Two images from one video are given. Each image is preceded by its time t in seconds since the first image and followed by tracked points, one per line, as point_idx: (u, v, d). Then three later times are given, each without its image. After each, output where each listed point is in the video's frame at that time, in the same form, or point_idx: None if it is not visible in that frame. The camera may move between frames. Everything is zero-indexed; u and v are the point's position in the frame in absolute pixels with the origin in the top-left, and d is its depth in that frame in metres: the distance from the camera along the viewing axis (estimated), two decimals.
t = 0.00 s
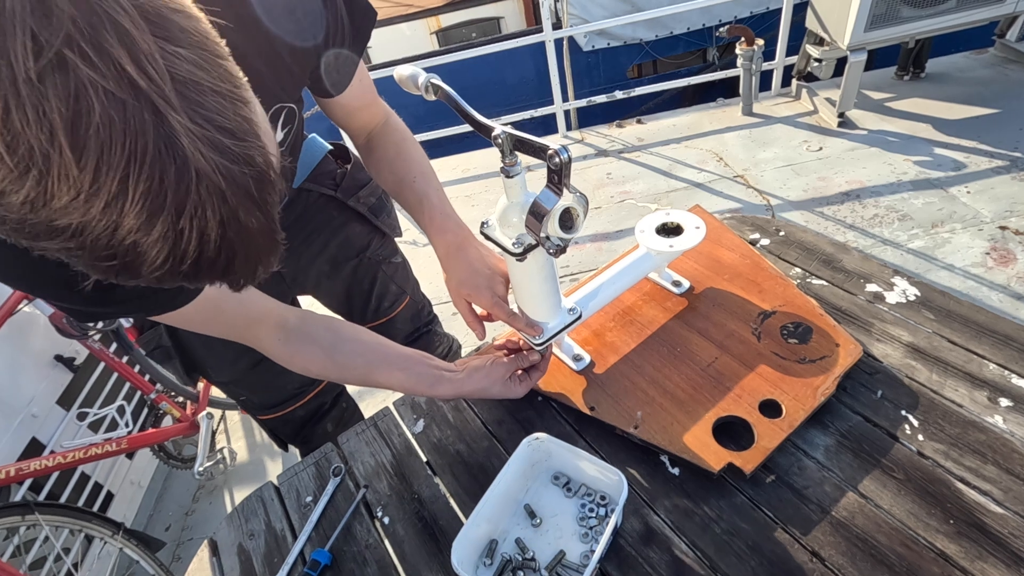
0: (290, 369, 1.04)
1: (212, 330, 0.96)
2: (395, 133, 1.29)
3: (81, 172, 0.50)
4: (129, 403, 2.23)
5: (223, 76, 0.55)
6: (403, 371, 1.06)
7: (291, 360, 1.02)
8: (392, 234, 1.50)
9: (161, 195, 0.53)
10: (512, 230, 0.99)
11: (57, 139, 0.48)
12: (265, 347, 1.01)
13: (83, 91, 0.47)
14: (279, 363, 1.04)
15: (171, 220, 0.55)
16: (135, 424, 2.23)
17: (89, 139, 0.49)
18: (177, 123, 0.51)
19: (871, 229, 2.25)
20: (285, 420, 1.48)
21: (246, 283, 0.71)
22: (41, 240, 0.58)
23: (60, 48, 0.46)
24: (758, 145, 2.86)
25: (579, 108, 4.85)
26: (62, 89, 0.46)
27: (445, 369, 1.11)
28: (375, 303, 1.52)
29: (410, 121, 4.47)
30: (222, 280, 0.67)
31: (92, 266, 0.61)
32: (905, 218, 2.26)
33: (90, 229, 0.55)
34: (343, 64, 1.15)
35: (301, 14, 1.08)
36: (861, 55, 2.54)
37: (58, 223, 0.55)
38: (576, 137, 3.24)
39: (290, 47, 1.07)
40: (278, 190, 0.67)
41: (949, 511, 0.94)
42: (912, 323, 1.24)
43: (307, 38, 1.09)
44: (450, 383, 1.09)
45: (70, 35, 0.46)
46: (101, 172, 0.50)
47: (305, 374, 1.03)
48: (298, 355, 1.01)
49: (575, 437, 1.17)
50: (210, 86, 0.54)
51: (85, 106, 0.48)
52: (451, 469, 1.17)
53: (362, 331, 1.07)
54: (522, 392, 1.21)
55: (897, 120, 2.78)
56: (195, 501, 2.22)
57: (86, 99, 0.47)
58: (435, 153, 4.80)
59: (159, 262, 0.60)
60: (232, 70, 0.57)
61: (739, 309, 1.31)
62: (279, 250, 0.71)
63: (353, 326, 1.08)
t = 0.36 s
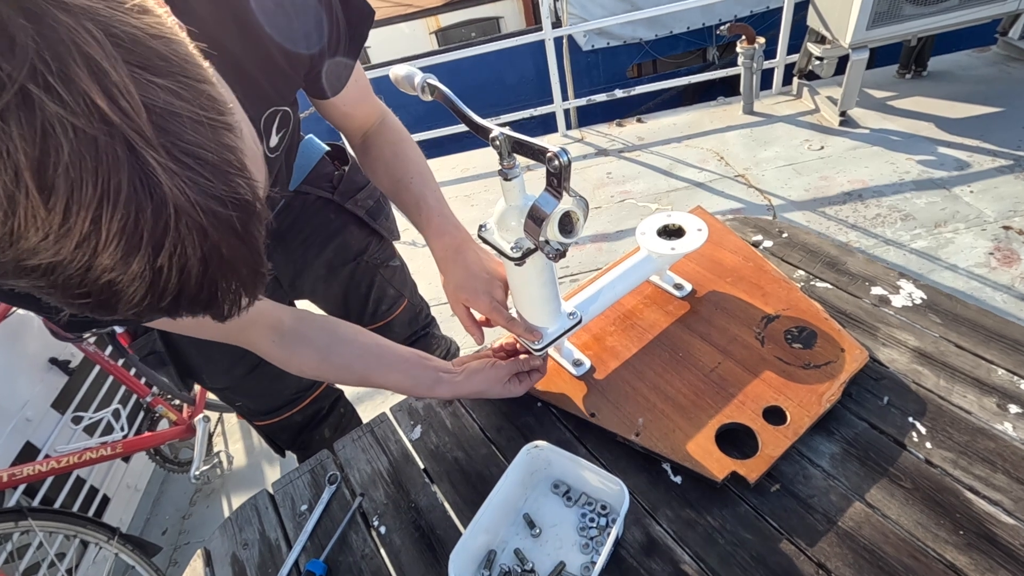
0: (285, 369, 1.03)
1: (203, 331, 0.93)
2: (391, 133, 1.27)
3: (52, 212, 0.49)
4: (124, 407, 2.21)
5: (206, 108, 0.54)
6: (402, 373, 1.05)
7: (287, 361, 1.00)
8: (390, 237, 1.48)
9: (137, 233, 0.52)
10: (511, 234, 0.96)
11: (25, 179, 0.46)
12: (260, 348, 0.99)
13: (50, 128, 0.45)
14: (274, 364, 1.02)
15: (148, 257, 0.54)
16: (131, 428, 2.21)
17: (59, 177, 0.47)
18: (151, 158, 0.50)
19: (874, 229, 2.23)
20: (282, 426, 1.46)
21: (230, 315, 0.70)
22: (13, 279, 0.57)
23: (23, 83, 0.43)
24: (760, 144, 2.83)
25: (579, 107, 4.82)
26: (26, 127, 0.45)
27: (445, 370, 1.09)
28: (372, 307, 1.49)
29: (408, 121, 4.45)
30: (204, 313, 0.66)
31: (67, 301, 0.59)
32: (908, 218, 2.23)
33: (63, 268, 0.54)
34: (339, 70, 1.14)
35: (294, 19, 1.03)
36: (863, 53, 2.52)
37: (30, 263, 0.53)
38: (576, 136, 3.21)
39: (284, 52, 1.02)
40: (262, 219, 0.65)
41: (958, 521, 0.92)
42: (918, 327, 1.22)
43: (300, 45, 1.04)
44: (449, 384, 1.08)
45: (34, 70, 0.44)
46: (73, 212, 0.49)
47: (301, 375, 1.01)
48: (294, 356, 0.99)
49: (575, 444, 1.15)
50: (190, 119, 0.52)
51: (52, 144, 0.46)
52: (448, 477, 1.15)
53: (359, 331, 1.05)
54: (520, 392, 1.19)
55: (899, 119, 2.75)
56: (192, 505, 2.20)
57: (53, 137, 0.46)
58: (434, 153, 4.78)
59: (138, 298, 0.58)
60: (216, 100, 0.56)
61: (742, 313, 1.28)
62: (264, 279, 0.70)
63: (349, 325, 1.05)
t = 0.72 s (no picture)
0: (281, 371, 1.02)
1: (198, 333, 0.93)
2: (388, 133, 1.26)
3: (52, 203, 0.48)
4: (122, 407, 2.21)
5: (206, 97, 0.53)
6: (397, 379, 1.04)
7: (282, 363, 0.99)
8: (389, 238, 1.47)
9: (140, 226, 0.51)
10: (510, 235, 0.95)
11: (22, 170, 0.46)
12: (256, 350, 0.98)
13: (46, 117, 0.44)
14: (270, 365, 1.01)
15: (150, 251, 0.53)
16: (129, 428, 2.20)
17: (59, 169, 0.46)
18: (152, 148, 0.49)
19: (874, 228, 2.22)
20: (280, 428, 1.46)
21: (234, 312, 0.69)
22: (13, 278, 0.56)
23: (19, 71, 0.43)
24: (760, 142, 2.82)
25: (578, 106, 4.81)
26: (22, 116, 0.44)
27: (441, 375, 1.09)
28: (371, 308, 1.48)
29: (407, 120, 4.44)
30: (209, 309, 0.65)
31: (68, 299, 0.59)
32: (908, 216, 2.23)
33: (64, 263, 0.53)
34: (338, 70, 1.14)
35: (291, 18, 1.03)
36: (863, 51, 2.51)
37: (30, 259, 0.53)
38: (575, 135, 3.20)
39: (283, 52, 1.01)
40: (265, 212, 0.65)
41: (960, 523, 0.91)
42: (920, 327, 1.21)
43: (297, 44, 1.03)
44: (445, 391, 1.08)
45: (29, 57, 0.43)
46: (73, 204, 0.48)
47: (296, 377, 1.00)
48: (290, 359, 0.98)
49: (575, 446, 1.15)
50: (189, 108, 0.51)
51: (50, 134, 0.45)
52: (447, 478, 1.14)
53: (357, 334, 1.04)
54: (517, 400, 1.18)
55: (899, 117, 2.75)
56: (190, 505, 2.19)
57: (50, 125, 0.45)
58: (434, 152, 4.77)
59: (141, 294, 0.58)
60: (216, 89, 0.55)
61: (742, 313, 1.28)
62: (268, 276, 0.69)
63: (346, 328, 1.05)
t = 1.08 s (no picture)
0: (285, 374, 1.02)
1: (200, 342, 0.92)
2: (387, 132, 1.25)
3: (89, 262, 0.49)
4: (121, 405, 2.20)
5: (234, 152, 0.55)
6: (400, 376, 1.04)
7: (285, 367, 0.99)
8: (386, 236, 1.47)
9: (173, 278, 0.53)
10: (512, 231, 0.95)
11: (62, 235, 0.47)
12: (258, 356, 0.98)
13: (85, 186, 0.46)
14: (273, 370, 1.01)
15: (183, 299, 0.56)
16: (128, 426, 2.19)
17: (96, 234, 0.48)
18: (183, 206, 0.51)
19: (873, 226, 2.22)
20: (278, 425, 1.46)
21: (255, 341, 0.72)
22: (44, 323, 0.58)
23: (59, 143, 0.44)
24: (759, 141, 2.82)
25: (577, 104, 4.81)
26: (62, 185, 0.45)
27: (444, 372, 1.09)
28: (368, 305, 1.48)
29: (406, 118, 4.43)
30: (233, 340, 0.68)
31: (99, 339, 0.61)
32: (907, 215, 2.23)
33: (98, 312, 0.55)
34: (341, 68, 1.13)
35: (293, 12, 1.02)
36: (862, 50, 2.51)
37: (65, 310, 0.54)
38: (574, 133, 3.20)
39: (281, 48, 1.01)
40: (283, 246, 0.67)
41: (960, 520, 0.92)
42: (920, 324, 1.22)
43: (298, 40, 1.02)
44: (448, 388, 1.08)
45: (67, 128, 0.44)
46: (110, 262, 0.50)
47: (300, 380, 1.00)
48: (293, 362, 0.98)
49: (576, 443, 1.15)
50: (221, 167, 0.53)
51: (88, 200, 0.46)
52: (448, 475, 1.14)
53: (357, 334, 1.04)
54: (520, 394, 1.17)
55: (898, 116, 2.75)
56: (189, 503, 2.19)
57: (88, 193, 0.46)
58: (432, 150, 4.76)
59: (170, 334, 0.60)
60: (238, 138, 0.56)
61: (743, 310, 1.28)
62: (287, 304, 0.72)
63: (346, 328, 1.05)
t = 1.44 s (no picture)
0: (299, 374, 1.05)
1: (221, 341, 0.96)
2: (386, 132, 1.24)
3: (154, 459, 0.56)
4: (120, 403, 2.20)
5: (265, 331, 0.56)
6: (406, 372, 1.08)
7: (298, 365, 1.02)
8: (384, 234, 1.46)
9: (227, 454, 0.59)
10: (515, 228, 0.95)
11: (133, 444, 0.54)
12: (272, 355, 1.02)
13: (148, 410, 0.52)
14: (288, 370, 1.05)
15: (234, 463, 0.62)
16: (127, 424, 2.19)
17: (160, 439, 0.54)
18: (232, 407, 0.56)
19: (873, 225, 2.22)
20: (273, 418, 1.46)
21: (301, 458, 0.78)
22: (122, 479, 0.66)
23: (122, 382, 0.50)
24: (759, 140, 2.82)
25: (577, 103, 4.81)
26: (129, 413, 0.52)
27: (449, 367, 1.13)
28: (363, 302, 1.48)
29: (405, 116, 4.42)
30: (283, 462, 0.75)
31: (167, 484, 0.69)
32: (907, 214, 2.23)
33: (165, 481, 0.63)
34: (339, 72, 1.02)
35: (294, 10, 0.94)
36: (862, 49, 2.51)
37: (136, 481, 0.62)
38: (574, 131, 3.19)
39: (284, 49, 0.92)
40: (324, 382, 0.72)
41: (963, 518, 0.92)
42: (922, 323, 1.21)
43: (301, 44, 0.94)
44: (454, 381, 1.11)
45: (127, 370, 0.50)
46: (172, 458, 0.57)
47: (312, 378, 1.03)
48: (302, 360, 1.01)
49: (578, 441, 1.14)
50: (254, 352, 0.56)
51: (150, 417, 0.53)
52: (450, 473, 1.14)
53: (363, 331, 1.08)
54: (527, 388, 1.18)
55: (898, 115, 2.75)
56: (189, 501, 2.18)
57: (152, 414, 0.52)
58: (432, 148, 4.75)
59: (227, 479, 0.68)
60: (272, 306, 0.58)
61: (745, 308, 1.28)
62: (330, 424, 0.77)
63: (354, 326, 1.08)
